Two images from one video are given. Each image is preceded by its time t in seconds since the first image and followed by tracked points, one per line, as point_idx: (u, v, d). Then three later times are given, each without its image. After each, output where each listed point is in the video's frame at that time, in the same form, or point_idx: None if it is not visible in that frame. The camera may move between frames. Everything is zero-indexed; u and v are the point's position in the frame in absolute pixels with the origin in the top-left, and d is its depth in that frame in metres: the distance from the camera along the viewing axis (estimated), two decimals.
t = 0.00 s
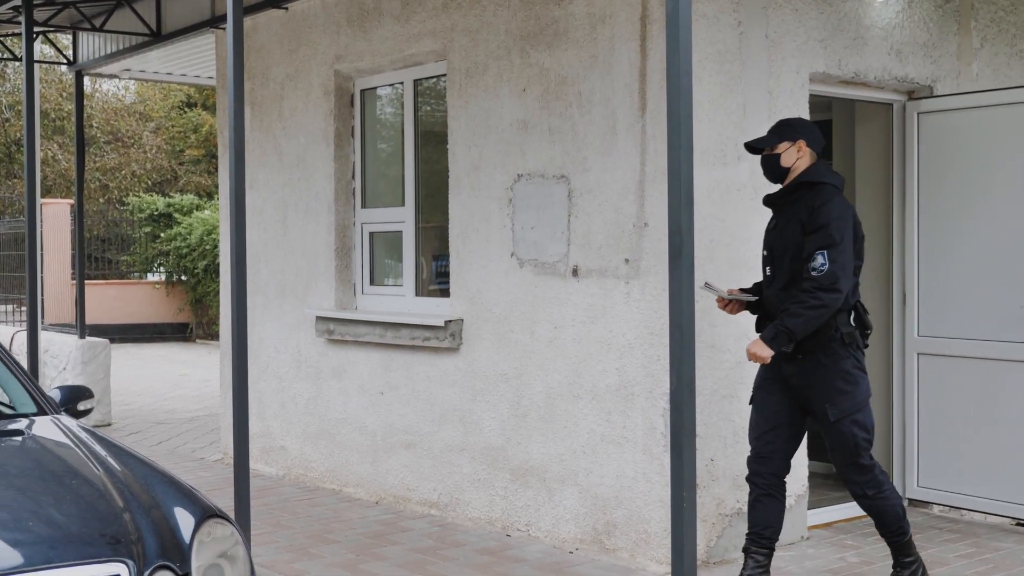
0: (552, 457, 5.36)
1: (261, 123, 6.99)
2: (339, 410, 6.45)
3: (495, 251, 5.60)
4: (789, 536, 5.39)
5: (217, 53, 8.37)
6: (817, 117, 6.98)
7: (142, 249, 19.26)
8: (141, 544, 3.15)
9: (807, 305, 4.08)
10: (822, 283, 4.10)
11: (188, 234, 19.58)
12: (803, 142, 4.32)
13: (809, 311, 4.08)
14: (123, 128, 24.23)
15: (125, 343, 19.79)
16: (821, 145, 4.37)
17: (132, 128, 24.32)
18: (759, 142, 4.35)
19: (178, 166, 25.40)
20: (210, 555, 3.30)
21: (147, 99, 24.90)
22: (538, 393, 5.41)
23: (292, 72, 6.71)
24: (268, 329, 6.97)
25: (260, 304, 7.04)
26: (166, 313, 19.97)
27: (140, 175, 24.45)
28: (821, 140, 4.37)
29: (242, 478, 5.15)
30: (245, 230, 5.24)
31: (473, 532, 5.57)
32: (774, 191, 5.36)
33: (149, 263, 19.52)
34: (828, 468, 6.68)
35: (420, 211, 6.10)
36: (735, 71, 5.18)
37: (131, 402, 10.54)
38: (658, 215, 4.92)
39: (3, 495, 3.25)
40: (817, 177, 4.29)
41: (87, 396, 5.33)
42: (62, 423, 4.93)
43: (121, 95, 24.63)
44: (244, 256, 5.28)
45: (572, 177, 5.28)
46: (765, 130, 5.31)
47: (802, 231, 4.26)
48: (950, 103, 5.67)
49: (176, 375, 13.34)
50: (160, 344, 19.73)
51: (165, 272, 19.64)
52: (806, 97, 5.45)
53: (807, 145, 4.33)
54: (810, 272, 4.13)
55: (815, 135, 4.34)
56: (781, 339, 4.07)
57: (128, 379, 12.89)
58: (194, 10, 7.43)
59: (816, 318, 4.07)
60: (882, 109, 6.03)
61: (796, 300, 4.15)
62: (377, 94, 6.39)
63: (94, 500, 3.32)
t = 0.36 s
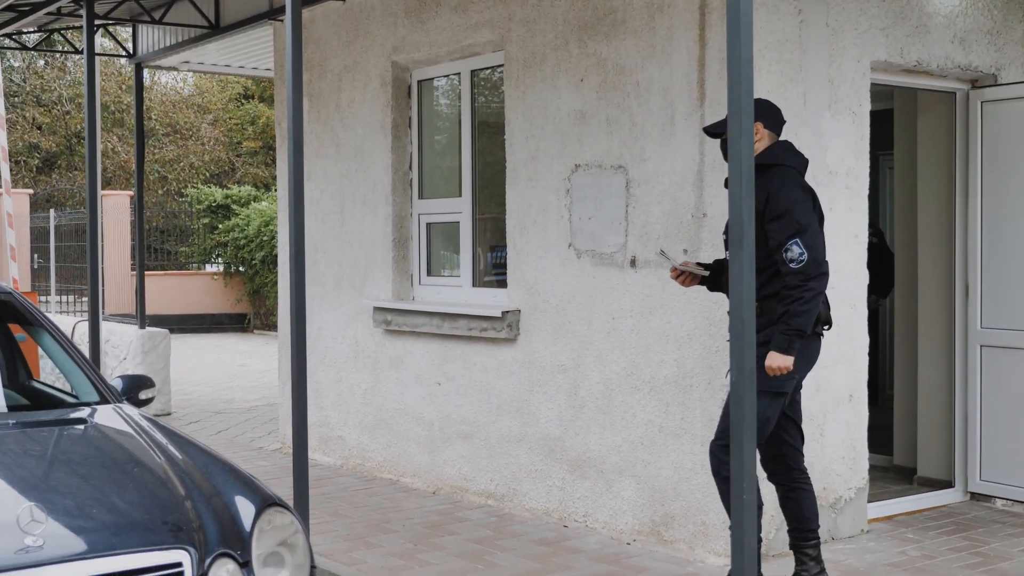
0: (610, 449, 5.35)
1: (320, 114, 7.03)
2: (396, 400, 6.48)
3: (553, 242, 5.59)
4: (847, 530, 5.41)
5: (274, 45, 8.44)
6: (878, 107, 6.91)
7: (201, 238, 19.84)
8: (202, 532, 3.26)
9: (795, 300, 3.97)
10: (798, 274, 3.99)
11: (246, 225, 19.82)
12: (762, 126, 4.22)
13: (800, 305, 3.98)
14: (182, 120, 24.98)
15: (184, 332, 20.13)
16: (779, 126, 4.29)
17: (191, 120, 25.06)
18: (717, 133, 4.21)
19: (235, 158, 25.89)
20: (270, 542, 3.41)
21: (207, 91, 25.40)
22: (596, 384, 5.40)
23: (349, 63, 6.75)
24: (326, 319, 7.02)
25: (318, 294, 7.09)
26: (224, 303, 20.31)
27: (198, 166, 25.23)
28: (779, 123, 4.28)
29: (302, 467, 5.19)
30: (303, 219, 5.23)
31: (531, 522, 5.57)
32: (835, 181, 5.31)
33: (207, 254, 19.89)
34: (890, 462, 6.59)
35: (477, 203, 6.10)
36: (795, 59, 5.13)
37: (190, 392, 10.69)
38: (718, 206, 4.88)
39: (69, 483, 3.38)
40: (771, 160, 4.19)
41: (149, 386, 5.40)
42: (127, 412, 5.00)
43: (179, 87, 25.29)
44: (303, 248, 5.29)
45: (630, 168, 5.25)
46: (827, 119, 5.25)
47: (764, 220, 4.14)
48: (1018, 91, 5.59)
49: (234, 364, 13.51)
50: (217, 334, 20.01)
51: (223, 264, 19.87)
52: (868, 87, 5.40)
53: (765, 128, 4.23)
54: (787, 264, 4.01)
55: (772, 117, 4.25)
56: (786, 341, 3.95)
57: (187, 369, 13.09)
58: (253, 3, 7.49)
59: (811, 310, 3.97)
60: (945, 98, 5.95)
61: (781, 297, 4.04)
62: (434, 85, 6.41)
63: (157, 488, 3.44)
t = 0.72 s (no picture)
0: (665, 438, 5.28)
1: (377, 103, 7.07)
2: (452, 389, 6.50)
3: (609, 231, 5.56)
4: (907, 520, 5.40)
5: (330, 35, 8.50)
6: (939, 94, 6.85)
7: (257, 229, 20.32)
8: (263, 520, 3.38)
9: (689, 307, 3.87)
10: (694, 280, 3.87)
11: (303, 215, 20.19)
12: (706, 120, 4.16)
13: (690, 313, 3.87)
14: (238, 111, 25.78)
15: (241, 321, 20.57)
16: (727, 120, 4.18)
17: (246, 111, 25.83)
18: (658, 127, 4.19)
19: (292, 148, 26.41)
20: (329, 530, 3.55)
21: (261, 82, 26.24)
22: (652, 374, 5.33)
23: (405, 53, 6.77)
24: (381, 308, 7.05)
25: (374, 283, 7.12)
26: (280, 294, 20.72)
27: (254, 156, 25.93)
28: (727, 119, 4.20)
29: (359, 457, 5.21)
30: (361, 207, 5.24)
31: (587, 512, 5.56)
32: (895, 169, 5.26)
33: (263, 244, 20.41)
34: (951, 455, 6.50)
35: (534, 192, 6.10)
36: (856, 46, 5.09)
37: (246, 381, 10.83)
38: (775, 194, 4.95)
39: (128, 468, 3.48)
40: (708, 160, 4.07)
41: (207, 375, 5.46)
42: (187, 400, 5.05)
43: (235, 79, 26.23)
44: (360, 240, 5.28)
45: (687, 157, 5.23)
46: (886, 106, 5.20)
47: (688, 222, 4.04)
48: None
49: (289, 353, 13.68)
50: (275, 323, 20.42)
51: (280, 253, 20.33)
52: (929, 74, 5.35)
53: (710, 122, 4.17)
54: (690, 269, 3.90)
55: (719, 109, 4.16)
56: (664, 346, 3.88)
57: (244, 358, 13.29)
58: None
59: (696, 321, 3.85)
60: (1007, 84, 5.87)
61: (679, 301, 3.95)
62: (490, 74, 6.42)
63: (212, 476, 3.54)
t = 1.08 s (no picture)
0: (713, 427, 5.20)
1: (423, 92, 7.09)
2: (499, 376, 6.50)
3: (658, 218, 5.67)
4: (959, 511, 5.37)
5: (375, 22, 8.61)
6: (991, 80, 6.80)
7: (304, 218, 21.15)
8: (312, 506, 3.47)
9: (595, 279, 4.15)
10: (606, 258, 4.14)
11: (349, 204, 20.86)
12: (647, 110, 4.39)
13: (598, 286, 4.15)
14: (286, 100, 28.13)
15: (291, 309, 21.32)
16: (669, 108, 4.39)
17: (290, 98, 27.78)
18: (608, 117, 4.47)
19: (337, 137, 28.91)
20: (378, 515, 3.63)
21: (309, 72, 28.63)
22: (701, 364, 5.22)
23: (453, 41, 6.79)
24: (428, 297, 7.06)
25: (421, 272, 7.13)
26: (328, 281, 21.40)
27: (300, 145, 28.35)
28: (669, 108, 4.41)
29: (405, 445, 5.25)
30: (409, 196, 5.22)
31: (635, 501, 5.76)
32: (947, 156, 5.21)
33: (310, 233, 21.18)
34: (1004, 446, 6.43)
35: (582, 180, 6.07)
36: (908, 32, 5.04)
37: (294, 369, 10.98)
38: (827, 181, 4.93)
39: (180, 456, 3.60)
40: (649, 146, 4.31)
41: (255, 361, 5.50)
42: (237, 387, 5.10)
43: (284, 69, 28.73)
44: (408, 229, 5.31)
45: (736, 144, 5.34)
46: (939, 92, 5.16)
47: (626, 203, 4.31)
48: None
49: (336, 341, 13.88)
50: (323, 310, 21.07)
51: (326, 242, 21.02)
52: (984, 59, 5.31)
53: (652, 111, 4.40)
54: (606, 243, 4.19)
55: (659, 99, 4.37)
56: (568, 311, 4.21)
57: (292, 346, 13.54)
58: None
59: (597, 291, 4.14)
60: None
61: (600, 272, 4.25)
62: (538, 61, 6.42)
63: (261, 463, 3.65)
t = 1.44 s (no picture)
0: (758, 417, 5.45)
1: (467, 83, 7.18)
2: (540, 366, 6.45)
3: (702, 207, 5.75)
4: (1007, 504, 5.35)
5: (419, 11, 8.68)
6: None
7: (346, 209, 21.56)
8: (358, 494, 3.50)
9: (579, 274, 4.37)
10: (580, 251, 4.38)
11: (390, 194, 20.84)
12: (583, 105, 4.70)
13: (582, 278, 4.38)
14: (327, 91, 29.25)
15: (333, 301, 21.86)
16: (605, 105, 4.72)
17: (335, 92, 29.26)
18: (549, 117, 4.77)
19: (378, 129, 30.00)
20: (423, 505, 3.66)
21: (350, 62, 29.93)
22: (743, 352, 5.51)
23: (495, 31, 6.89)
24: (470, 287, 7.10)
25: (464, 262, 7.20)
26: (371, 272, 21.87)
27: (343, 136, 29.07)
28: (604, 103, 4.72)
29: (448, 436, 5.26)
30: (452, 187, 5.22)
31: (679, 491, 5.83)
32: (996, 144, 5.17)
33: (352, 223, 21.61)
34: None
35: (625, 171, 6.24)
36: (957, 19, 4.99)
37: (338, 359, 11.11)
38: (873, 169, 4.88)
39: (224, 446, 3.64)
40: (588, 139, 4.61)
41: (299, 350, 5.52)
42: (283, 376, 5.13)
43: (327, 62, 30.08)
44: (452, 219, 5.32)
45: (781, 133, 5.30)
46: (988, 80, 5.12)
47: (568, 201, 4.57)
48: None
49: (379, 331, 14.03)
50: (365, 301, 21.43)
51: (369, 232, 21.38)
52: None
53: (589, 106, 4.70)
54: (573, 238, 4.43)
55: (597, 96, 4.70)
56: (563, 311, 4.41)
57: (336, 335, 13.74)
58: None
59: (586, 285, 4.36)
60: None
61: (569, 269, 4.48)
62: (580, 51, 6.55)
63: (304, 453, 3.68)
